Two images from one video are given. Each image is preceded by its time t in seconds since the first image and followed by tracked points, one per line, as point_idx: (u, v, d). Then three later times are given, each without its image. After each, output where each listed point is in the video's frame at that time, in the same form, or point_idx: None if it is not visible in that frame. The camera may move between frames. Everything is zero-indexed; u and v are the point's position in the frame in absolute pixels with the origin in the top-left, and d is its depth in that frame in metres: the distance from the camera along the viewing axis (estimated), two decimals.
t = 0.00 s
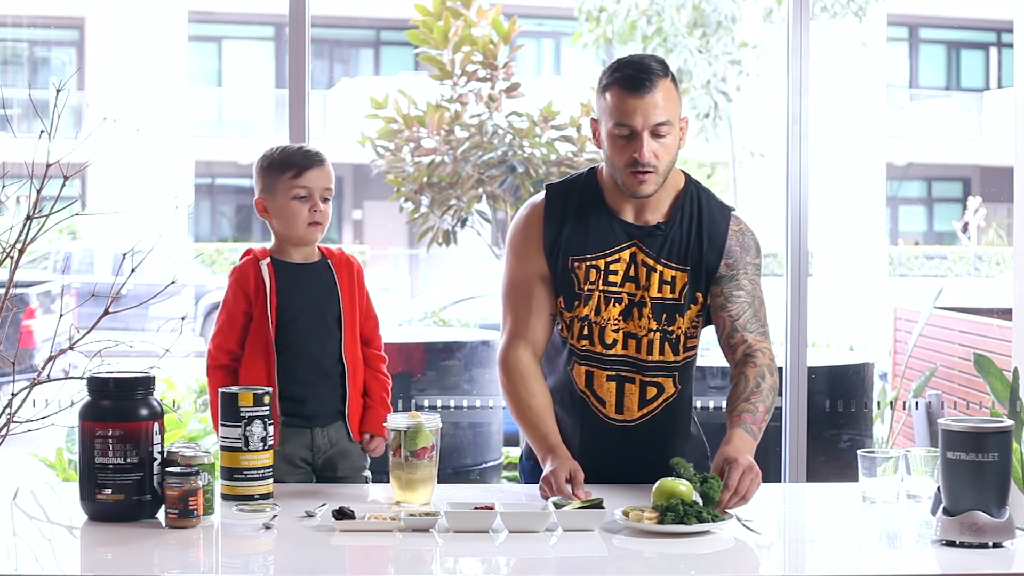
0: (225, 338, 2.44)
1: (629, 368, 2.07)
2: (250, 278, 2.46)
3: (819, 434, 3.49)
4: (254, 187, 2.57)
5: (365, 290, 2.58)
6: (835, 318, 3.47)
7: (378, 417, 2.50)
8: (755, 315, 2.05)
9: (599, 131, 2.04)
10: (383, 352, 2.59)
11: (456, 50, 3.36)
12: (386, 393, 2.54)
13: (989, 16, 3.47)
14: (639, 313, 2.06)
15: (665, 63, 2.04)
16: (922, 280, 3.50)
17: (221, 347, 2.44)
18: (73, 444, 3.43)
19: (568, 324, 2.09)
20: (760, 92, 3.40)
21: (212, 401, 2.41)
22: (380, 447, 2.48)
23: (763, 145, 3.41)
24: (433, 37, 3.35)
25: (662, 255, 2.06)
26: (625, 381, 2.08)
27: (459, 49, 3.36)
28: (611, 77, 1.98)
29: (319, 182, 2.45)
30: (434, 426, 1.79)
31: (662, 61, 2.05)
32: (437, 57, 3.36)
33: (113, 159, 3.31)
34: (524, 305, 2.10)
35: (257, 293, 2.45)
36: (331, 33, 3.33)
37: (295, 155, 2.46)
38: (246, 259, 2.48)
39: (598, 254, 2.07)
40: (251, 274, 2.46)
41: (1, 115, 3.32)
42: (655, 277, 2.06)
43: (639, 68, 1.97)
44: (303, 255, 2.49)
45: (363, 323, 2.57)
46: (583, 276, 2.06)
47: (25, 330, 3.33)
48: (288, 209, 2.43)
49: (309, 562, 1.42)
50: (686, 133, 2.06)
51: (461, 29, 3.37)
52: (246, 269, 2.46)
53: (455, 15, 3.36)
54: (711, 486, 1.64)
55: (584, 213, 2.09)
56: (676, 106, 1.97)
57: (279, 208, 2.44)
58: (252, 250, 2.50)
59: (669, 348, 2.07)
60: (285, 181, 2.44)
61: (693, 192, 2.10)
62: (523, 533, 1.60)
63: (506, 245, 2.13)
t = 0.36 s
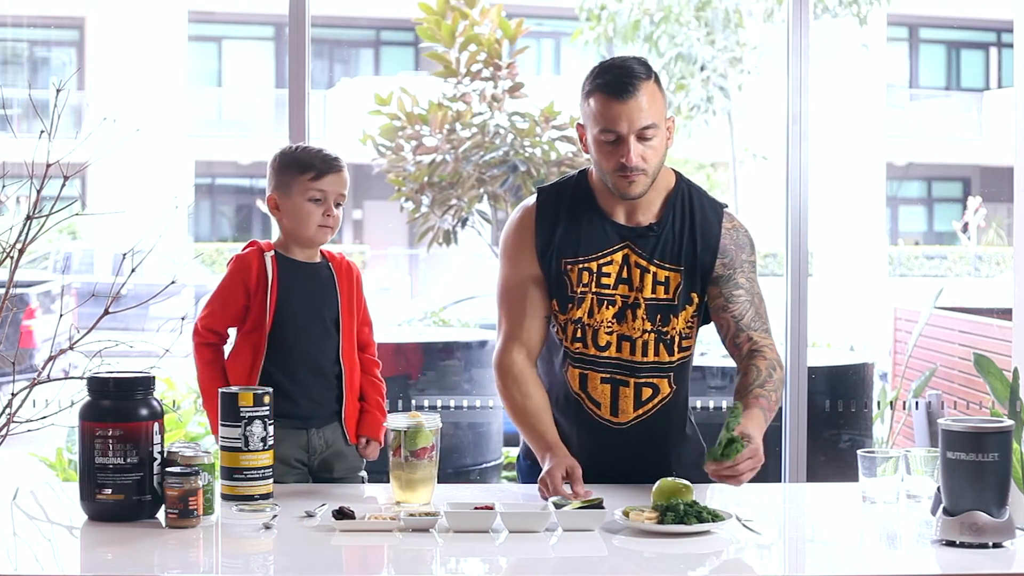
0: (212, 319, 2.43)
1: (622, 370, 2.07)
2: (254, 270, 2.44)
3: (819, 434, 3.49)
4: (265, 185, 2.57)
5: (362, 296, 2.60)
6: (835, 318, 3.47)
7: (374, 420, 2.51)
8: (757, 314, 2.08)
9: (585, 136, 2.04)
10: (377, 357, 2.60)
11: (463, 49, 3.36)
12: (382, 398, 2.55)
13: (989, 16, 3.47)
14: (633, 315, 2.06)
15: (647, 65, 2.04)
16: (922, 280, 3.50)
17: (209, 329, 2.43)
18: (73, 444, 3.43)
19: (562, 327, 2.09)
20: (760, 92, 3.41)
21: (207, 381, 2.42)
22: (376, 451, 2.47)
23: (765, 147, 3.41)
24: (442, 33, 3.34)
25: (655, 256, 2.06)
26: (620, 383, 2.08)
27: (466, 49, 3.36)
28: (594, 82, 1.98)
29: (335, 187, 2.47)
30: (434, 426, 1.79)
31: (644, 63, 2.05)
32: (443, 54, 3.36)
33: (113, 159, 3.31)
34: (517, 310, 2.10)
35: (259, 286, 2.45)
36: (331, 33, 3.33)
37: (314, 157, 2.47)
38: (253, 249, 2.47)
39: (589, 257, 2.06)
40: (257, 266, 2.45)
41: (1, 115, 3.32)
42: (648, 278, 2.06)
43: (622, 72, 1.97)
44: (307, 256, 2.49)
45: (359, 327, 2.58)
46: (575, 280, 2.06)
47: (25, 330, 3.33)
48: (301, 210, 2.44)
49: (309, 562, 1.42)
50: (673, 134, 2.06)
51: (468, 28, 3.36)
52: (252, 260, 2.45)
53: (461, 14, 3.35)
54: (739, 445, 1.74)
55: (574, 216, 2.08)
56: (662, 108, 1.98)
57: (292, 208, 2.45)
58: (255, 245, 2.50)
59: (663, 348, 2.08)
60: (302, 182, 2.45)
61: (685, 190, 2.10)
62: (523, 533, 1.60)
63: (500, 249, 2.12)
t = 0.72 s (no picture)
0: (207, 301, 2.46)
1: (632, 370, 2.07)
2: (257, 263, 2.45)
3: (819, 434, 3.49)
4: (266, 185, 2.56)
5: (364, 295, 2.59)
6: (835, 318, 3.47)
7: (379, 418, 2.51)
8: (745, 321, 2.14)
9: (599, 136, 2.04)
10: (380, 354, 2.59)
11: (464, 46, 3.36)
12: (387, 397, 2.54)
13: (989, 17, 3.47)
14: (644, 315, 2.07)
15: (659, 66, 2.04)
16: (922, 280, 3.50)
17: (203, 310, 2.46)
18: (73, 444, 3.43)
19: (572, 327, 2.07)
20: (761, 92, 3.41)
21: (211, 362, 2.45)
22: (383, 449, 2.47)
23: (766, 143, 3.41)
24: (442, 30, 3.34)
25: (667, 256, 2.08)
26: (629, 383, 2.07)
27: (467, 46, 3.36)
28: (609, 82, 1.98)
29: (338, 189, 2.47)
30: (434, 426, 1.79)
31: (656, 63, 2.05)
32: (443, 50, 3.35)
33: (113, 159, 3.31)
34: (533, 302, 2.05)
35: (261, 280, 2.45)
36: (332, 33, 3.33)
37: (316, 158, 2.47)
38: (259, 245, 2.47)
39: (603, 257, 2.06)
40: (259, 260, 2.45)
41: (1, 115, 3.32)
42: (661, 278, 2.07)
43: (638, 73, 1.97)
44: (309, 257, 2.50)
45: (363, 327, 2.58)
46: (588, 279, 2.05)
47: (25, 330, 3.33)
48: (304, 213, 2.44)
49: (309, 562, 1.42)
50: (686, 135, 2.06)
51: (468, 28, 3.36)
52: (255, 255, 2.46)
53: (462, 14, 3.35)
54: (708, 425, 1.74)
55: (586, 217, 2.08)
56: (676, 110, 1.98)
57: (295, 210, 2.45)
58: (254, 243, 2.50)
59: (673, 348, 2.08)
60: (306, 185, 2.45)
61: (695, 191, 2.12)
62: (523, 533, 1.60)
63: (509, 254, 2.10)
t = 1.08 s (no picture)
0: (212, 308, 2.45)
1: (644, 374, 2.08)
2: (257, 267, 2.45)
3: (819, 433, 3.49)
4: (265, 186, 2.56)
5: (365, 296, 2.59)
6: (835, 318, 3.47)
7: (381, 418, 2.52)
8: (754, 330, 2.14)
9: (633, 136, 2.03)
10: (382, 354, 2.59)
11: (460, 47, 3.36)
12: (389, 397, 2.54)
13: (989, 17, 3.47)
14: (659, 319, 2.07)
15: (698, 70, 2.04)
16: (922, 280, 3.50)
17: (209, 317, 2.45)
18: (74, 444, 3.43)
19: (585, 327, 2.07)
20: (760, 92, 3.40)
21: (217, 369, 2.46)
22: (387, 449, 2.47)
23: (765, 148, 3.41)
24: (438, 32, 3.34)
25: (685, 262, 2.08)
26: (640, 387, 2.08)
27: (463, 47, 3.36)
28: (651, 84, 1.97)
29: (335, 190, 2.45)
30: (434, 426, 1.79)
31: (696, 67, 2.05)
32: (442, 52, 3.35)
33: (113, 159, 3.31)
34: (546, 300, 2.04)
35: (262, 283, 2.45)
36: (332, 33, 3.33)
37: (312, 160, 2.45)
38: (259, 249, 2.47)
39: (622, 259, 2.06)
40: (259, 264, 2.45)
41: (1, 115, 3.32)
42: (678, 283, 2.07)
43: (681, 77, 1.96)
44: (309, 258, 2.50)
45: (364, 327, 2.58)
46: (606, 281, 2.05)
47: (25, 330, 3.33)
48: (302, 216, 2.44)
49: (309, 562, 1.42)
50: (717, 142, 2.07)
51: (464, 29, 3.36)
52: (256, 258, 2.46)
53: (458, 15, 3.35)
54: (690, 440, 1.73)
55: (607, 217, 2.07)
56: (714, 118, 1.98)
57: (293, 213, 2.45)
58: (254, 245, 2.50)
59: (686, 354, 2.09)
60: (302, 188, 2.44)
61: (717, 199, 2.12)
62: (523, 533, 1.60)
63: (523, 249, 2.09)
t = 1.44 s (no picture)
0: (210, 307, 2.45)
1: (648, 376, 2.08)
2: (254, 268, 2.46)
3: (819, 433, 3.49)
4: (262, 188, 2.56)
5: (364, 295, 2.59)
6: (835, 318, 3.48)
7: (381, 418, 2.51)
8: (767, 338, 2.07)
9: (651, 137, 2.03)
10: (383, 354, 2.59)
11: (460, 48, 3.36)
12: (389, 397, 2.54)
13: (989, 17, 3.47)
14: (666, 322, 2.06)
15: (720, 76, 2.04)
16: (922, 280, 3.50)
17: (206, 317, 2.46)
18: (74, 444, 3.43)
19: (591, 325, 2.09)
20: (761, 92, 3.40)
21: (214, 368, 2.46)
22: (387, 449, 2.46)
23: (764, 149, 3.41)
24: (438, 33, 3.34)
25: (694, 266, 2.07)
26: (644, 388, 2.08)
27: (463, 48, 3.36)
28: (674, 86, 1.97)
29: (327, 190, 2.45)
30: (434, 426, 1.79)
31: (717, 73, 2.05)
32: (442, 52, 3.35)
33: (113, 159, 3.31)
34: (546, 292, 2.07)
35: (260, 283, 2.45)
36: (332, 33, 3.33)
37: (303, 160, 2.45)
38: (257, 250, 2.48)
39: (629, 260, 2.06)
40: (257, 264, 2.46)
41: (1, 115, 3.32)
42: (685, 286, 2.06)
43: (704, 80, 1.96)
44: (306, 259, 2.50)
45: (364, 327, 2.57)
46: (611, 280, 2.06)
47: (25, 330, 3.33)
48: (295, 216, 2.44)
49: (309, 562, 1.42)
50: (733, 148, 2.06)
51: (464, 29, 3.36)
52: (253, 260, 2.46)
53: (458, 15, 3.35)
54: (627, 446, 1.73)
55: (617, 215, 2.07)
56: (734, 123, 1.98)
57: (287, 214, 2.45)
58: (251, 246, 2.50)
59: (692, 358, 2.09)
60: (293, 190, 2.44)
61: (729, 205, 2.11)
62: (523, 533, 1.60)
63: (530, 242, 2.11)
